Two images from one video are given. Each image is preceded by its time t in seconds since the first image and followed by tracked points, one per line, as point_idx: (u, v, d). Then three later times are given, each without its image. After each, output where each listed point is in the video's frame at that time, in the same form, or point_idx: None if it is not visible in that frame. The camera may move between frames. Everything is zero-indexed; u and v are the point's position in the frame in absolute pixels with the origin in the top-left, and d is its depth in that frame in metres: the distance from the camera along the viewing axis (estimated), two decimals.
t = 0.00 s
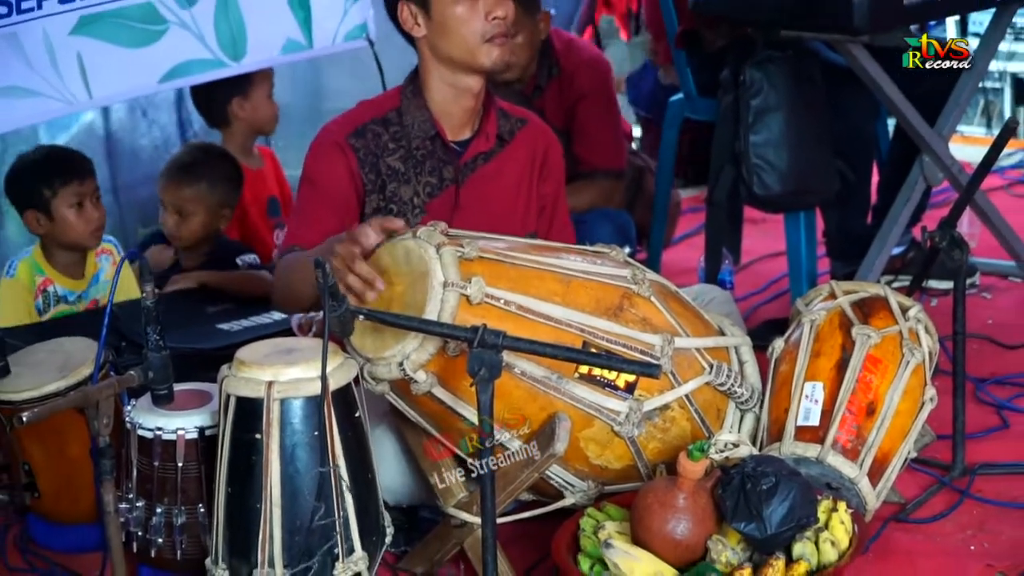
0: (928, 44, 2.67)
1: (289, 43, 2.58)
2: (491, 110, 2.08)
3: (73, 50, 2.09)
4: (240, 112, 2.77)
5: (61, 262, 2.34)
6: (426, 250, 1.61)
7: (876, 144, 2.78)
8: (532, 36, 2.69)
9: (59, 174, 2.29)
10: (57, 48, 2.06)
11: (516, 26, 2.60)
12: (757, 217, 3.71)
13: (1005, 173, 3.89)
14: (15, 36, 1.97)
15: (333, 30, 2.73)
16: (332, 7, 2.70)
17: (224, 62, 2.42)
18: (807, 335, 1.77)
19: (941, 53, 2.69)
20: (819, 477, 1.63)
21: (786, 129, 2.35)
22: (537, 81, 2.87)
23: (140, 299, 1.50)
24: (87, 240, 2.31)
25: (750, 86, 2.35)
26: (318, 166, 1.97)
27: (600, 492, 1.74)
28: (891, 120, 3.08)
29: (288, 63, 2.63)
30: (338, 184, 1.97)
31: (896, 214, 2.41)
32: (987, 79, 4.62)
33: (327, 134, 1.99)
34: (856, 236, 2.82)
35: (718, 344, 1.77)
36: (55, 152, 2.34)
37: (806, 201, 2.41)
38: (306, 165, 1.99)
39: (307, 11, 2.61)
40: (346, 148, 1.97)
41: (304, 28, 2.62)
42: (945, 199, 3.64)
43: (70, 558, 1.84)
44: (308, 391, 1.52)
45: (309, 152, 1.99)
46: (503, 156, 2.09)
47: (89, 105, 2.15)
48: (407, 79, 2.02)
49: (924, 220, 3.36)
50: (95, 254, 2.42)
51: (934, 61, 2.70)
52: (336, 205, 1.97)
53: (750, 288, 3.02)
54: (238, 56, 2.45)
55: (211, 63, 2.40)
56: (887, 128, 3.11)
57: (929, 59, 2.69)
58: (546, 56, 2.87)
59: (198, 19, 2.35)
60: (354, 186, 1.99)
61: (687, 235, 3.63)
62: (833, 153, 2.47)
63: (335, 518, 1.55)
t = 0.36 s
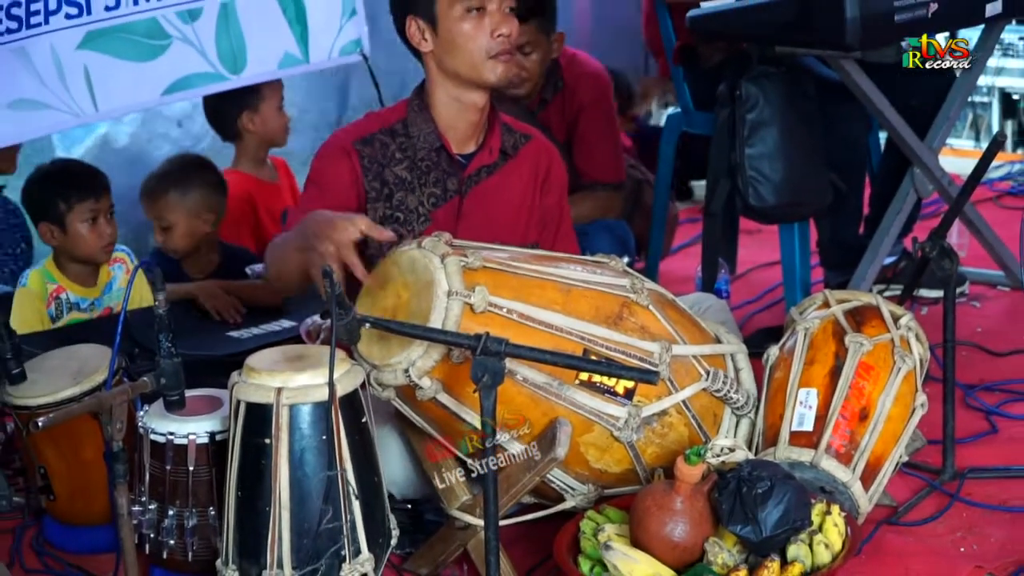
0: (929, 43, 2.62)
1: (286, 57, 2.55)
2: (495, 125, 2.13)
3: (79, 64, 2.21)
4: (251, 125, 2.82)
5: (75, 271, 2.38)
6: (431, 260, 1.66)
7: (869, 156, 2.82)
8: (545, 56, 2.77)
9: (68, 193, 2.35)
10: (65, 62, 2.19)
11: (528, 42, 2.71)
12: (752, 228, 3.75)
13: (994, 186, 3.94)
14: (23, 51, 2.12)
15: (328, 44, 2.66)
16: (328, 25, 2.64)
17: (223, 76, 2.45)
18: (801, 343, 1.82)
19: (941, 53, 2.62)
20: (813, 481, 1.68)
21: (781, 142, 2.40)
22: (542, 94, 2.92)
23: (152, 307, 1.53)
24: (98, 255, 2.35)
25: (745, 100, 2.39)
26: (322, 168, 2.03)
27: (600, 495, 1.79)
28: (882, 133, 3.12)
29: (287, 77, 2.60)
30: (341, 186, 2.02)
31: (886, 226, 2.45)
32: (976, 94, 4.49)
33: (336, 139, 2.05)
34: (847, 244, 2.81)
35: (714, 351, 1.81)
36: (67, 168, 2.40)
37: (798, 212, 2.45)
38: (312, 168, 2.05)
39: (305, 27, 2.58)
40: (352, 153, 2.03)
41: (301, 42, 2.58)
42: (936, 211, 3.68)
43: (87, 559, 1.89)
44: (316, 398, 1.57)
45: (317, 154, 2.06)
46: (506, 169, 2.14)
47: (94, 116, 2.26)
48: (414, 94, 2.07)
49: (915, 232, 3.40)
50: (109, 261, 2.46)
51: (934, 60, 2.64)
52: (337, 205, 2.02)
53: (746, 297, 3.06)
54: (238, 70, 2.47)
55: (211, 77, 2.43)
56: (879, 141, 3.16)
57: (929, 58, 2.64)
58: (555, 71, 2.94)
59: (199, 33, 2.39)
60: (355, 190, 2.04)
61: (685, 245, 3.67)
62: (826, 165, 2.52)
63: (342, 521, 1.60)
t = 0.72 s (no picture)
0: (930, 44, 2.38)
1: (284, 74, 2.54)
2: (499, 139, 2.19)
3: (88, 79, 2.29)
4: (266, 139, 2.86)
5: (90, 281, 2.44)
6: (437, 272, 1.71)
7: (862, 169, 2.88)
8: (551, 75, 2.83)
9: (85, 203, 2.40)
10: (75, 78, 2.27)
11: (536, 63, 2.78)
12: (748, 238, 3.81)
13: (983, 198, 3.97)
14: (34, 67, 2.22)
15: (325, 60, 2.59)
16: (326, 39, 2.59)
17: (223, 91, 2.47)
18: (796, 351, 1.88)
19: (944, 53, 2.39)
20: (808, 485, 1.73)
21: (777, 156, 2.45)
22: (541, 108, 2.97)
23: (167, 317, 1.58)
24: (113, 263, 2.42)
25: (741, 115, 2.44)
26: (333, 177, 2.08)
27: (601, 499, 1.84)
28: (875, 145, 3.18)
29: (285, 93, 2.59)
30: (350, 193, 2.07)
31: (879, 237, 2.51)
32: (965, 107, 4.57)
33: (346, 151, 2.11)
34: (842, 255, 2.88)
35: (712, 359, 1.87)
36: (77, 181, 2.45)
37: (793, 222, 2.51)
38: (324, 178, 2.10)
39: (303, 44, 2.55)
40: (362, 164, 2.09)
41: (300, 60, 2.56)
42: (927, 221, 3.74)
43: (101, 561, 1.94)
44: (326, 404, 1.62)
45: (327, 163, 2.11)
46: (509, 182, 2.19)
47: (101, 130, 2.34)
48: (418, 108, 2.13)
49: (907, 242, 3.45)
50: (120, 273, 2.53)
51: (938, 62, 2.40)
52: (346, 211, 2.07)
53: (743, 305, 3.11)
54: (238, 85, 2.49)
55: (211, 92, 2.46)
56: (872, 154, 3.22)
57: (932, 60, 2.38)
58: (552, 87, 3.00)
59: (200, 48, 2.43)
60: (366, 199, 2.09)
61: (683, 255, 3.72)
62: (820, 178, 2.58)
63: (350, 525, 1.65)
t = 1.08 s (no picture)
0: (929, 41, 2.27)
1: (292, 89, 2.60)
2: (502, 151, 2.24)
3: (105, 95, 2.37)
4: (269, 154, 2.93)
5: (111, 292, 2.53)
6: (442, 281, 1.77)
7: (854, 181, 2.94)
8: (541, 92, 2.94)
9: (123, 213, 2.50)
10: (92, 93, 2.35)
11: (522, 81, 2.89)
12: (744, 248, 3.86)
13: (972, 210, 4.03)
14: (51, 82, 2.28)
15: (331, 76, 2.64)
16: (332, 55, 2.63)
17: (234, 106, 2.54)
18: (790, 358, 1.93)
19: (941, 53, 2.29)
20: (802, 488, 1.78)
21: (772, 169, 2.50)
22: (542, 122, 3.04)
23: (179, 326, 1.61)
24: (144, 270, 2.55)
25: (737, 129, 2.50)
26: (344, 199, 2.14)
27: (601, 502, 1.89)
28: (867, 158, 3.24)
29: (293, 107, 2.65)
30: (362, 214, 2.13)
31: (871, 247, 2.56)
32: (955, 122, 4.64)
33: (352, 170, 2.16)
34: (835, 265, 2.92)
35: (709, 366, 1.92)
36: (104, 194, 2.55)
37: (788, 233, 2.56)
38: (333, 199, 2.15)
39: (310, 60, 2.60)
40: (369, 181, 2.14)
41: (308, 75, 2.62)
42: (918, 232, 3.79)
43: (117, 561, 2.00)
44: (334, 410, 1.68)
45: (336, 186, 2.16)
46: (512, 194, 2.24)
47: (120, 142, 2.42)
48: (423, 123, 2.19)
49: (898, 253, 3.50)
50: (131, 285, 2.59)
51: (935, 62, 2.31)
52: (361, 234, 2.14)
53: (738, 314, 3.16)
54: (247, 100, 2.55)
55: (223, 106, 2.53)
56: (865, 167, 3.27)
57: (930, 60, 2.28)
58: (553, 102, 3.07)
59: (211, 63, 2.49)
60: (375, 216, 2.15)
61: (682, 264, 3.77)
62: (814, 192, 2.63)
63: (358, 527, 1.71)
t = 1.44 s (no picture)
0: (930, 41, 2.34)
1: (307, 99, 2.72)
2: (503, 161, 2.30)
3: (127, 105, 2.44)
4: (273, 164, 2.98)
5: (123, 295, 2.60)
6: (445, 286, 1.82)
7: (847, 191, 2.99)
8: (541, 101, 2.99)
9: (134, 215, 2.60)
10: (113, 103, 2.42)
11: (525, 91, 2.94)
12: (740, 254, 3.92)
13: (961, 218, 4.08)
14: (72, 92, 2.35)
15: (341, 85, 2.78)
16: (343, 65, 2.77)
17: (252, 115, 2.65)
18: (785, 362, 1.98)
19: (941, 53, 2.36)
20: (796, 488, 1.83)
21: (768, 178, 2.56)
22: (545, 130, 3.08)
23: (191, 328, 1.65)
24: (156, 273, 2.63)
25: (733, 139, 2.55)
26: (350, 207, 2.19)
27: (599, 501, 1.95)
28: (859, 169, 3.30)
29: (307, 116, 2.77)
30: (368, 223, 2.18)
31: (863, 255, 2.62)
32: (945, 132, 4.70)
33: (357, 179, 2.21)
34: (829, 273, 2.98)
35: (705, 369, 1.98)
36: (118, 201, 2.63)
37: (783, 241, 2.61)
38: (339, 207, 2.21)
39: (323, 70, 2.74)
40: (373, 190, 2.19)
41: (320, 85, 2.75)
42: (908, 239, 3.85)
43: (129, 558, 2.05)
44: (341, 412, 1.73)
45: (341, 194, 2.21)
46: (513, 203, 2.29)
47: (145, 150, 2.49)
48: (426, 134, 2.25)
49: (889, 260, 3.55)
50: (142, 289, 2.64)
51: (935, 62, 2.38)
52: (367, 242, 2.19)
53: (733, 319, 3.22)
54: (268, 109, 2.67)
55: (244, 115, 2.64)
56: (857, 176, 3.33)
57: (930, 59, 2.35)
58: (556, 110, 3.11)
59: (230, 75, 2.58)
60: (381, 225, 2.20)
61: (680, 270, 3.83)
62: (808, 200, 2.68)
63: (364, 525, 1.76)
